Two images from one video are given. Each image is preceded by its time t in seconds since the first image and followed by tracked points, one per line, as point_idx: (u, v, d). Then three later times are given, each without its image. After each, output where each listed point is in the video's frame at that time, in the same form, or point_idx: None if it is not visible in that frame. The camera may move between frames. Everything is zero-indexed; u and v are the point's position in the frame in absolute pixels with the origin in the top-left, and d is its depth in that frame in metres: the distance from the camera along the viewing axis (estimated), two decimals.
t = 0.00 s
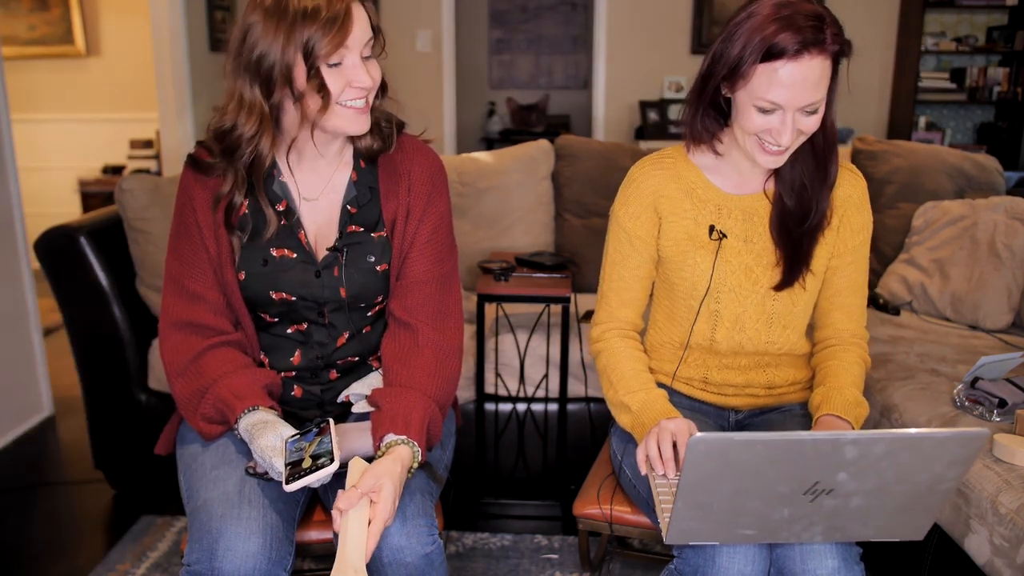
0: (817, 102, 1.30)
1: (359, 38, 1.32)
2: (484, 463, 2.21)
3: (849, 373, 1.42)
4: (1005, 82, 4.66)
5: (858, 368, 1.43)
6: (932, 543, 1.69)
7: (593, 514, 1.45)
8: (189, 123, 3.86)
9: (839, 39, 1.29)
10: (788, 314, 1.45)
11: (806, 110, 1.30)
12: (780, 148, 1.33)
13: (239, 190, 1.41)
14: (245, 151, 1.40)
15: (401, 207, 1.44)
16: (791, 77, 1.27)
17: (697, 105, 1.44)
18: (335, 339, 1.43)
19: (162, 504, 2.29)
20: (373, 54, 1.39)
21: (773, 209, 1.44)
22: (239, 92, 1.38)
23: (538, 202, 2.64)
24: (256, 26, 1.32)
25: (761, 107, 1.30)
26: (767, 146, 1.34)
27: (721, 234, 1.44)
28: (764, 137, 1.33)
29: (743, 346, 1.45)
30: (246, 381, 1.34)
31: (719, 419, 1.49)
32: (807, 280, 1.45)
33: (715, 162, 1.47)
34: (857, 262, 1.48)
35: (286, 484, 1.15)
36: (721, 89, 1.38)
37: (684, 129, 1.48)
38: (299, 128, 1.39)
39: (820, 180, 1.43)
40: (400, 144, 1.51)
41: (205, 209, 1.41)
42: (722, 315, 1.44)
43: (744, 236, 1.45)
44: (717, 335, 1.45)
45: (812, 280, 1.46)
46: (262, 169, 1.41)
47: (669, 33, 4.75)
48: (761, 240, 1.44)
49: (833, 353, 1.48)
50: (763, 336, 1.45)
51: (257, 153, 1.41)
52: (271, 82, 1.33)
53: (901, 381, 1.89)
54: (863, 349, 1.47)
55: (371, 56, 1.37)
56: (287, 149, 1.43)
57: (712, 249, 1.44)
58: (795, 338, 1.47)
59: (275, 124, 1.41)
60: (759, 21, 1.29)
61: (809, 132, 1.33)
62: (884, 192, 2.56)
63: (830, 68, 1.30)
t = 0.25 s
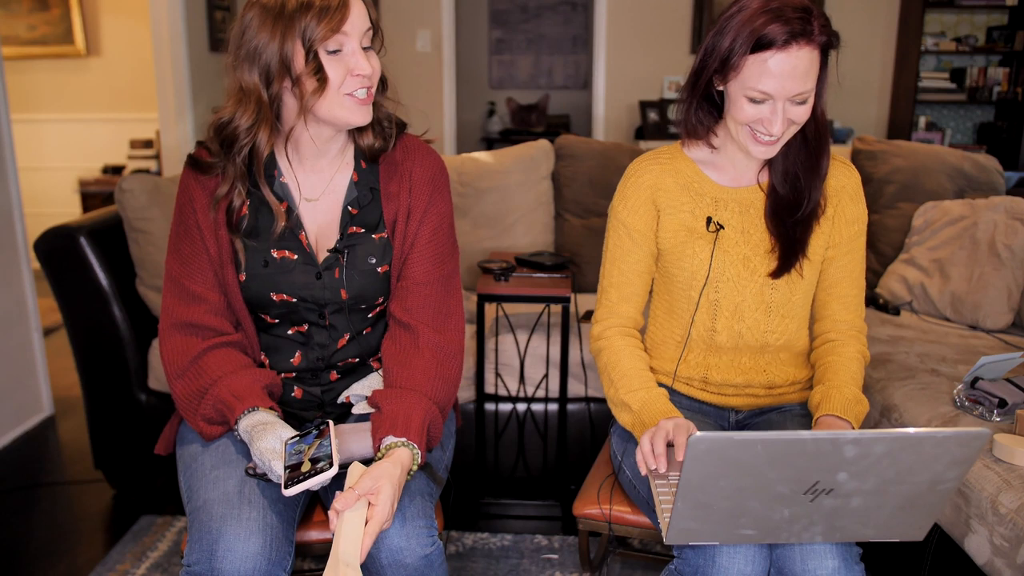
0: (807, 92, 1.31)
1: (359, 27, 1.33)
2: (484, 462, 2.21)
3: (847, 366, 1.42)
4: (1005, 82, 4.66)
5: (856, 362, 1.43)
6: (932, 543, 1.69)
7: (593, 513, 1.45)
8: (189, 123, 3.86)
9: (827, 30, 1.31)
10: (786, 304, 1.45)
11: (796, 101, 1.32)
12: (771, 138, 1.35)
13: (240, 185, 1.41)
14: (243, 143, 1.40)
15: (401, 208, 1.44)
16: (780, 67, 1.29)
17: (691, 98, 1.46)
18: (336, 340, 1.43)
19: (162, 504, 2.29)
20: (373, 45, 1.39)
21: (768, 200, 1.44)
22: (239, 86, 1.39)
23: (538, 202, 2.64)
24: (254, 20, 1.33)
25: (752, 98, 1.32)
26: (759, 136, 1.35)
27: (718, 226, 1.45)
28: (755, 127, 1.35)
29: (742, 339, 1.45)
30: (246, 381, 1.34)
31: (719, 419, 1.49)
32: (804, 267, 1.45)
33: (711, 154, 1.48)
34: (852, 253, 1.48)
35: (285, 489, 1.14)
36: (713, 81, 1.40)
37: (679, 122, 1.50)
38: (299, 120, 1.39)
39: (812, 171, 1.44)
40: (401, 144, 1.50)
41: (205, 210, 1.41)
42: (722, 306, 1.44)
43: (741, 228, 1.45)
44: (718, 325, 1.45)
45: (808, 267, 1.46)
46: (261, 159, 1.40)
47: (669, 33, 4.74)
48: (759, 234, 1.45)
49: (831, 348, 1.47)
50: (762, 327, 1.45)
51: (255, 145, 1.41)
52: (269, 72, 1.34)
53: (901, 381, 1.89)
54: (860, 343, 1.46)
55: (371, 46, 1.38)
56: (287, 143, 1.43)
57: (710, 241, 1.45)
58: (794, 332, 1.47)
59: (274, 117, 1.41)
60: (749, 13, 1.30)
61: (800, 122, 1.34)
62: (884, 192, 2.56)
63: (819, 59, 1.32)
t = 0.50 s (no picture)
0: (789, 85, 1.37)
1: (364, 38, 1.32)
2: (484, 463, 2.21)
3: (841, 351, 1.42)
4: (1005, 82, 4.66)
5: (851, 354, 1.41)
6: (932, 542, 1.69)
7: (593, 514, 1.46)
8: (189, 123, 3.86)
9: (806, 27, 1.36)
10: (783, 285, 1.46)
11: (779, 94, 1.37)
12: (758, 129, 1.40)
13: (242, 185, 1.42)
14: (245, 145, 1.41)
15: (401, 206, 1.44)
16: (762, 61, 1.34)
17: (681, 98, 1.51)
18: (336, 339, 1.43)
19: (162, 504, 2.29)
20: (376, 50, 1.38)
21: (759, 189, 1.47)
22: (241, 88, 1.38)
23: (538, 202, 2.63)
24: (261, 21, 1.32)
25: (738, 92, 1.38)
26: (747, 129, 1.41)
27: (714, 214, 1.47)
28: (741, 120, 1.40)
29: (741, 325, 1.46)
30: (247, 381, 1.34)
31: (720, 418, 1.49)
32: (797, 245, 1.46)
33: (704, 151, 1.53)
34: (844, 237, 1.49)
35: (286, 488, 1.14)
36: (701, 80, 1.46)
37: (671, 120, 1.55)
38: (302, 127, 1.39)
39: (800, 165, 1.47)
40: (402, 142, 1.51)
41: (207, 208, 1.41)
42: (720, 289, 1.45)
43: (736, 214, 1.48)
44: (717, 308, 1.46)
45: (802, 246, 1.46)
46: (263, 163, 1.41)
47: (669, 33, 4.74)
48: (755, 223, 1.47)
49: (828, 338, 1.45)
50: (760, 309, 1.45)
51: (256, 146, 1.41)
52: (273, 76, 1.33)
53: (901, 381, 1.88)
54: (855, 334, 1.45)
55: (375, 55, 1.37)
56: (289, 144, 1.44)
57: (707, 227, 1.47)
58: (791, 321, 1.47)
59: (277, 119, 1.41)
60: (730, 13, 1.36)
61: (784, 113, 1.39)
62: (884, 192, 2.56)
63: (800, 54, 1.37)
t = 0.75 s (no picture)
0: (769, 88, 1.44)
1: (367, 37, 1.32)
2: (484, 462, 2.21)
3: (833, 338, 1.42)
4: (1005, 82, 4.66)
5: (843, 346, 1.41)
6: (932, 542, 1.69)
7: (593, 513, 1.46)
8: (189, 123, 3.86)
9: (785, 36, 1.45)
10: (776, 271, 1.47)
11: (760, 96, 1.44)
12: (743, 129, 1.47)
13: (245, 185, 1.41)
14: (246, 145, 1.41)
15: (402, 206, 1.44)
16: (742, 66, 1.43)
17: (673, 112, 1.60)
18: (336, 339, 1.43)
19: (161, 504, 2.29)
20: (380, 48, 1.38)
21: (750, 190, 1.50)
22: (243, 86, 1.38)
23: (538, 202, 2.64)
24: (265, 18, 1.32)
25: (722, 95, 1.45)
26: (733, 130, 1.48)
27: (710, 208, 1.50)
28: (725, 123, 1.47)
29: (737, 313, 1.46)
30: (248, 381, 1.34)
31: (718, 415, 1.48)
32: (788, 229, 1.48)
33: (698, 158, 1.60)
34: (834, 228, 1.51)
35: (287, 490, 1.14)
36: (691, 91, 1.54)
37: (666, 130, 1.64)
38: (304, 126, 1.39)
39: (789, 166, 1.51)
40: (404, 143, 1.50)
41: (209, 206, 1.41)
42: (715, 276, 1.47)
43: (731, 207, 1.50)
44: (712, 297, 1.47)
45: (792, 233, 1.48)
46: (265, 162, 1.41)
47: (669, 33, 4.74)
48: (748, 217, 1.49)
49: (819, 328, 1.45)
50: (754, 295, 1.46)
51: (258, 146, 1.41)
52: (276, 74, 1.33)
53: (901, 381, 1.89)
54: (844, 323, 1.44)
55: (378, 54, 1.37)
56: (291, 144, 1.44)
57: (703, 219, 1.49)
58: (784, 311, 1.47)
59: (279, 119, 1.41)
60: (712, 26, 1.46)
61: (767, 114, 1.46)
62: (884, 193, 2.56)
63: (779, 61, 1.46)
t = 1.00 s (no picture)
0: (758, 69, 1.50)
1: (370, 40, 1.32)
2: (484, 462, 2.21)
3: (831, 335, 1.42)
4: (1005, 82, 4.66)
5: (840, 343, 1.41)
6: (932, 542, 1.69)
7: (594, 513, 1.46)
8: (189, 122, 3.86)
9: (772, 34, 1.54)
10: (773, 270, 1.47)
11: (748, 74, 1.50)
12: (738, 104, 1.50)
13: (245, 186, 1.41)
14: (246, 146, 1.41)
15: (402, 207, 1.44)
16: (731, 47, 1.51)
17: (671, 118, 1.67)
18: (336, 340, 1.43)
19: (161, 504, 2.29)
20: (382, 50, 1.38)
21: (748, 189, 1.51)
22: (245, 86, 1.38)
23: (538, 202, 2.64)
24: (268, 19, 1.32)
25: (712, 74, 1.52)
26: (728, 108, 1.51)
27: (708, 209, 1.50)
28: (715, 101, 1.52)
29: (735, 313, 1.46)
30: (248, 381, 1.34)
31: (719, 414, 1.46)
32: (785, 227, 1.49)
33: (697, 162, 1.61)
34: (831, 230, 1.51)
35: (286, 488, 1.14)
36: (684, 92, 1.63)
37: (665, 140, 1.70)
38: (304, 128, 1.39)
39: (789, 165, 1.52)
40: (404, 145, 1.50)
41: (209, 206, 1.41)
42: (713, 276, 1.47)
43: (730, 208, 1.51)
44: (710, 296, 1.47)
45: (789, 232, 1.49)
46: (266, 163, 1.41)
47: (669, 33, 4.74)
48: (748, 218, 1.50)
49: (816, 327, 1.45)
50: (751, 295, 1.46)
51: (259, 147, 1.41)
52: (278, 75, 1.33)
53: (901, 381, 1.89)
54: (841, 323, 1.44)
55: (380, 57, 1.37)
56: (292, 145, 1.44)
57: (701, 219, 1.50)
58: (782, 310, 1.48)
59: (281, 119, 1.41)
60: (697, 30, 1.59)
61: (759, 92, 1.51)
62: (884, 193, 2.56)
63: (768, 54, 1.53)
